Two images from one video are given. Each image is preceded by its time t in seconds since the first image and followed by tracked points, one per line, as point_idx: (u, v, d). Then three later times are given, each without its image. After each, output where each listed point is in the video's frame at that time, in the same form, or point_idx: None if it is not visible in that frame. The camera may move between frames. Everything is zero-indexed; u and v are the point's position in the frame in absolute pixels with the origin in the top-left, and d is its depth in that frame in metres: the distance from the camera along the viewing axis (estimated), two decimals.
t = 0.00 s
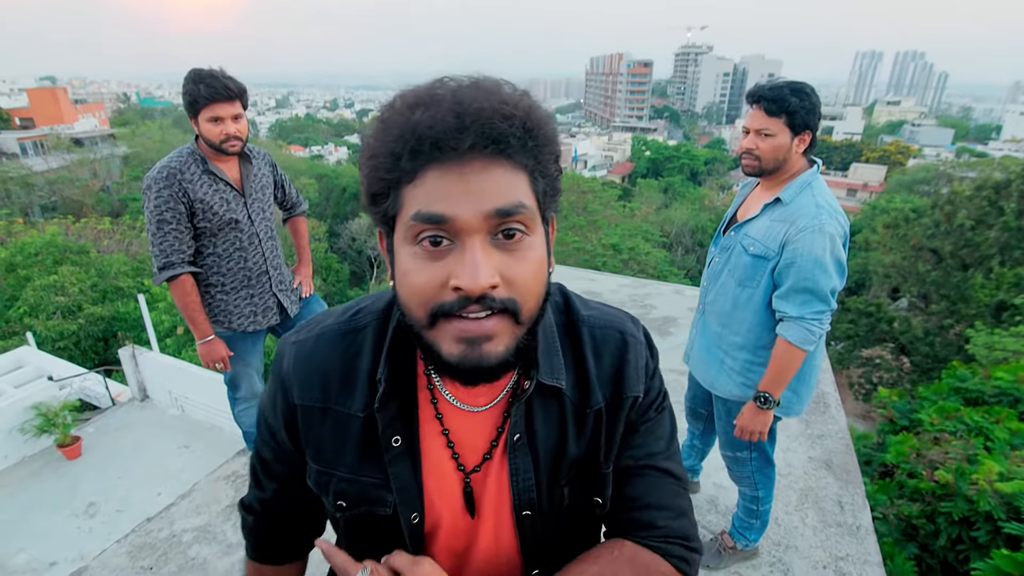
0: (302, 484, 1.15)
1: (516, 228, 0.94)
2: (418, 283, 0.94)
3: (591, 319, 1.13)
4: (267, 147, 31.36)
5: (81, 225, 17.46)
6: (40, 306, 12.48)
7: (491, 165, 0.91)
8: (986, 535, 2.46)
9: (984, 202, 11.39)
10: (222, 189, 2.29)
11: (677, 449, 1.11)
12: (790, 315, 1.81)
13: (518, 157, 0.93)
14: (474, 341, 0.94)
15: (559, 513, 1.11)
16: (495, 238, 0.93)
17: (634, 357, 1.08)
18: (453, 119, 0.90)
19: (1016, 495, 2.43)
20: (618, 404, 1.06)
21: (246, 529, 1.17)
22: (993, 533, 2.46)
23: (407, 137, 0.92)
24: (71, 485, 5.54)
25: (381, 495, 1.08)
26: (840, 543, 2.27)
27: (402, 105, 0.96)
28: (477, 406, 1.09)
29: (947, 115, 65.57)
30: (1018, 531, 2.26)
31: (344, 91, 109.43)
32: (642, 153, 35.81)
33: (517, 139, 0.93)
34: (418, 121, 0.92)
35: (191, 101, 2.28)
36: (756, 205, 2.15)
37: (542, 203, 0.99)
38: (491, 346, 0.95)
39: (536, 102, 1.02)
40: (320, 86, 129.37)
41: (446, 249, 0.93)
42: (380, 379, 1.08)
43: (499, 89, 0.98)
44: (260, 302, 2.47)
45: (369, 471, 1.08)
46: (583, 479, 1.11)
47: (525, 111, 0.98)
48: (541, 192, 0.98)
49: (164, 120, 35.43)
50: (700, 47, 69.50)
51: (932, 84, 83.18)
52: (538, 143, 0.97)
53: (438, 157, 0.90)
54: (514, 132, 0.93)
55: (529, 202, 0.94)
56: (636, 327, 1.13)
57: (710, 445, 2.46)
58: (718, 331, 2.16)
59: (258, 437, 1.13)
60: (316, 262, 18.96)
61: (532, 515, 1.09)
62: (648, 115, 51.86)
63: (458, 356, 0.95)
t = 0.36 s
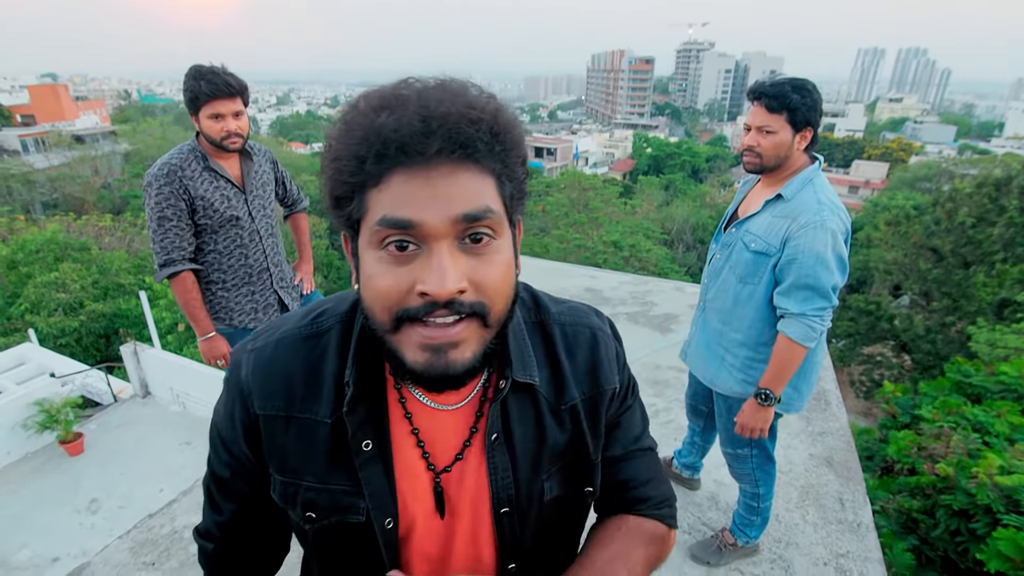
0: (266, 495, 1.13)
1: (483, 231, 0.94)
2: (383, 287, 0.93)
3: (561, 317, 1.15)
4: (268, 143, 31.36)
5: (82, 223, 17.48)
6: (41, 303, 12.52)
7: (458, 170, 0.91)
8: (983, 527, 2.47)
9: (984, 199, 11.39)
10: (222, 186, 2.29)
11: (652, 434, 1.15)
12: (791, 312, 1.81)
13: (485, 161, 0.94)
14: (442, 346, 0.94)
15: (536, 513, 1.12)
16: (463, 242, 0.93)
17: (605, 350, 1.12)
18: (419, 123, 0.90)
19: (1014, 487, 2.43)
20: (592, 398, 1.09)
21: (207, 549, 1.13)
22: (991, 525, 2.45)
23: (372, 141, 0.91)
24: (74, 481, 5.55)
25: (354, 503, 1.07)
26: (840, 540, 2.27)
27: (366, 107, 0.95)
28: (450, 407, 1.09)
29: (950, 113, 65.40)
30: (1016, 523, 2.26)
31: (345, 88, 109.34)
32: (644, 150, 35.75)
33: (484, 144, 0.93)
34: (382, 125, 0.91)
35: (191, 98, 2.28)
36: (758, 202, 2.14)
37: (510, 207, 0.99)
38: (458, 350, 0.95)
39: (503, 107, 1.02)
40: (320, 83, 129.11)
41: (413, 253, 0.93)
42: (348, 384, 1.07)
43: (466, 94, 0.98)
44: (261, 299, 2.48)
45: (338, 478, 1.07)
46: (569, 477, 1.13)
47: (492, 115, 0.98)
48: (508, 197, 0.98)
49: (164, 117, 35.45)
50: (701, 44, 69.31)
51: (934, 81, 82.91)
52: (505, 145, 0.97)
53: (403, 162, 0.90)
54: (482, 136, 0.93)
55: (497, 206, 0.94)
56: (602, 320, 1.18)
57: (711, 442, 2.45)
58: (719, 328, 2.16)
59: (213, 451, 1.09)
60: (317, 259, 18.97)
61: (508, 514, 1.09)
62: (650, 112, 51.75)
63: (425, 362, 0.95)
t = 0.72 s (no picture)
0: (255, 499, 1.13)
1: (472, 232, 0.94)
2: (369, 289, 0.92)
3: (556, 330, 1.14)
4: (268, 140, 31.30)
5: (83, 219, 17.46)
6: (42, 299, 12.53)
7: (445, 168, 0.91)
8: (984, 523, 2.49)
9: (985, 195, 11.38)
10: (223, 182, 2.28)
11: (649, 452, 1.14)
12: (792, 307, 1.81)
13: (473, 160, 0.93)
14: (433, 353, 0.94)
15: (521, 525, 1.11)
16: (451, 243, 0.93)
17: (601, 365, 1.11)
18: (405, 120, 0.90)
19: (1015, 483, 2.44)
20: (582, 414, 1.08)
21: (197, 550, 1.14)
22: (991, 521, 2.47)
23: (356, 140, 0.91)
24: (75, 477, 5.57)
25: (337, 512, 1.07)
26: (841, 536, 2.28)
27: (352, 106, 0.96)
28: (437, 418, 1.09)
29: (952, 109, 65.25)
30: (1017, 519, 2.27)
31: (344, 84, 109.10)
32: (644, 147, 35.68)
33: (472, 142, 0.93)
34: (368, 122, 0.91)
35: (191, 93, 2.28)
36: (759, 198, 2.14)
37: (500, 207, 0.99)
38: (451, 356, 0.95)
39: (491, 106, 1.02)
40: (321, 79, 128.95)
41: (400, 254, 0.92)
42: (334, 392, 1.07)
43: (454, 92, 0.99)
44: (262, 295, 2.48)
45: (323, 484, 1.07)
46: (561, 495, 1.12)
47: (481, 112, 0.98)
48: (497, 197, 0.98)
49: (163, 113, 35.41)
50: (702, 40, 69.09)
51: (936, 77, 82.75)
52: (494, 143, 0.97)
53: (389, 160, 0.90)
54: (469, 133, 0.93)
55: (486, 206, 0.94)
56: (600, 334, 1.16)
57: (711, 438, 2.45)
58: (720, 324, 2.16)
59: (203, 454, 1.11)
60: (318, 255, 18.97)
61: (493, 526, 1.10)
62: (651, 109, 51.59)
63: (417, 368, 0.95)
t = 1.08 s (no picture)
0: (284, 482, 1.19)
1: (501, 221, 0.92)
2: (395, 281, 0.93)
3: (593, 344, 1.09)
4: (267, 135, 31.21)
5: (82, 215, 17.41)
6: (42, 295, 12.54)
7: (472, 153, 0.89)
8: (981, 515, 2.50)
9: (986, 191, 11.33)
10: (222, 176, 2.27)
11: (688, 489, 1.08)
12: (793, 304, 1.81)
13: (502, 144, 0.92)
14: (465, 351, 0.94)
15: (535, 536, 1.10)
16: (479, 233, 0.91)
17: (636, 387, 1.05)
18: (429, 102, 0.89)
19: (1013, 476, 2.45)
20: (609, 437, 1.04)
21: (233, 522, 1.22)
22: (990, 513, 2.49)
23: (381, 123, 0.91)
24: (76, 473, 5.58)
25: (348, 505, 1.10)
26: (840, 531, 2.28)
27: (375, 89, 0.96)
28: (454, 423, 1.08)
29: (953, 104, 65.04)
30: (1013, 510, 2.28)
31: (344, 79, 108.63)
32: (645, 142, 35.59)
33: (501, 125, 0.92)
34: (391, 104, 0.91)
35: (190, 88, 2.27)
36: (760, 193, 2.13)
37: (529, 194, 0.98)
38: (480, 353, 0.94)
39: (520, 87, 1.01)
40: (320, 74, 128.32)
41: (427, 244, 0.92)
42: (353, 386, 1.10)
43: (481, 74, 0.98)
44: (261, 290, 2.47)
45: (338, 474, 1.10)
46: (579, 520, 1.10)
47: (509, 95, 0.97)
48: (527, 183, 0.97)
49: (163, 108, 35.32)
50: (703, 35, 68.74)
51: (937, 72, 82.40)
52: (522, 125, 0.96)
53: (414, 144, 0.89)
54: (498, 116, 0.92)
55: (516, 194, 0.93)
56: (641, 352, 1.10)
57: (711, 433, 2.45)
58: (720, 320, 2.15)
59: (244, 433, 1.19)
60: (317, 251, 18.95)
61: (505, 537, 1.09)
62: (651, 104, 51.40)
63: (446, 365, 0.94)
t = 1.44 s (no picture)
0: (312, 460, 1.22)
1: (536, 220, 0.91)
2: (428, 278, 0.93)
3: (625, 346, 1.07)
4: (266, 131, 31.15)
5: (81, 212, 17.39)
6: (42, 293, 12.55)
7: (508, 152, 0.88)
8: (985, 512, 2.49)
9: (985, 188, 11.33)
10: (222, 172, 2.27)
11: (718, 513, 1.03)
12: (793, 301, 1.81)
13: (538, 141, 0.91)
14: (494, 344, 0.94)
15: (550, 539, 1.07)
16: (512, 232, 0.91)
17: (668, 395, 1.02)
18: (464, 100, 0.88)
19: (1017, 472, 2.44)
20: (635, 441, 1.02)
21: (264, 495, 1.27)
22: (993, 509, 2.47)
23: (412, 121, 0.90)
24: (76, 470, 5.59)
25: (365, 484, 1.12)
26: (839, 527, 2.29)
27: (406, 83, 0.94)
28: (475, 410, 1.08)
29: (954, 101, 64.93)
30: (1018, 507, 2.27)
31: (344, 75, 108.50)
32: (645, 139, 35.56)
33: (537, 122, 0.91)
34: (423, 101, 0.90)
35: (189, 84, 2.26)
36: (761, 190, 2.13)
37: (563, 190, 0.96)
38: (512, 345, 0.95)
39: (555, 75, 0.99)
40: (320, 71, 128.17)
41: (459, 244, 0.92)
42: (379, 365, 1.13)
43: (515, 62, 0.96)
44: (262, 286, 2.46)
45: (359, 453, 1.12)
46: (598, 527, 1.08)
47: (546, 89, 0.95)
48: (562, 177, 0.95)
49: (162, 105, 35.25)
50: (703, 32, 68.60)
51: (938, 69, 82.29)
52: (557, 121, 0.95)
53: (447, 142, 0.88)
54: (535, 113, 0.90)
55: (551, 193, 0.92)
56: (677, 361, 1.06)
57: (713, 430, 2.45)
58: (720, 317, 2.15)
59: (281, 408, 1.24)
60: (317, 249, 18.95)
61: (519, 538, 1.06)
62: (651, 100, 51.22)
63: (475, 357, 0.95)
